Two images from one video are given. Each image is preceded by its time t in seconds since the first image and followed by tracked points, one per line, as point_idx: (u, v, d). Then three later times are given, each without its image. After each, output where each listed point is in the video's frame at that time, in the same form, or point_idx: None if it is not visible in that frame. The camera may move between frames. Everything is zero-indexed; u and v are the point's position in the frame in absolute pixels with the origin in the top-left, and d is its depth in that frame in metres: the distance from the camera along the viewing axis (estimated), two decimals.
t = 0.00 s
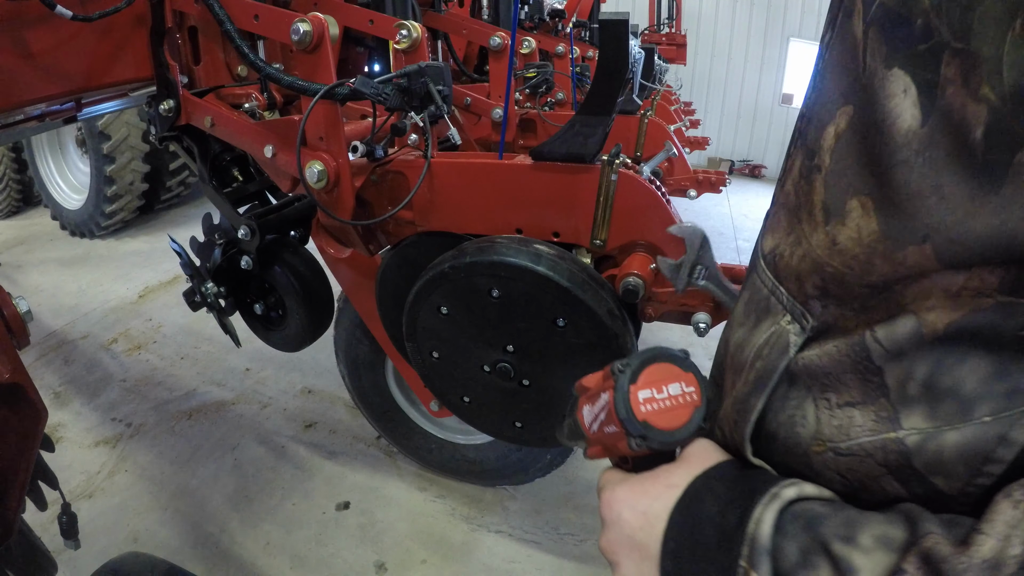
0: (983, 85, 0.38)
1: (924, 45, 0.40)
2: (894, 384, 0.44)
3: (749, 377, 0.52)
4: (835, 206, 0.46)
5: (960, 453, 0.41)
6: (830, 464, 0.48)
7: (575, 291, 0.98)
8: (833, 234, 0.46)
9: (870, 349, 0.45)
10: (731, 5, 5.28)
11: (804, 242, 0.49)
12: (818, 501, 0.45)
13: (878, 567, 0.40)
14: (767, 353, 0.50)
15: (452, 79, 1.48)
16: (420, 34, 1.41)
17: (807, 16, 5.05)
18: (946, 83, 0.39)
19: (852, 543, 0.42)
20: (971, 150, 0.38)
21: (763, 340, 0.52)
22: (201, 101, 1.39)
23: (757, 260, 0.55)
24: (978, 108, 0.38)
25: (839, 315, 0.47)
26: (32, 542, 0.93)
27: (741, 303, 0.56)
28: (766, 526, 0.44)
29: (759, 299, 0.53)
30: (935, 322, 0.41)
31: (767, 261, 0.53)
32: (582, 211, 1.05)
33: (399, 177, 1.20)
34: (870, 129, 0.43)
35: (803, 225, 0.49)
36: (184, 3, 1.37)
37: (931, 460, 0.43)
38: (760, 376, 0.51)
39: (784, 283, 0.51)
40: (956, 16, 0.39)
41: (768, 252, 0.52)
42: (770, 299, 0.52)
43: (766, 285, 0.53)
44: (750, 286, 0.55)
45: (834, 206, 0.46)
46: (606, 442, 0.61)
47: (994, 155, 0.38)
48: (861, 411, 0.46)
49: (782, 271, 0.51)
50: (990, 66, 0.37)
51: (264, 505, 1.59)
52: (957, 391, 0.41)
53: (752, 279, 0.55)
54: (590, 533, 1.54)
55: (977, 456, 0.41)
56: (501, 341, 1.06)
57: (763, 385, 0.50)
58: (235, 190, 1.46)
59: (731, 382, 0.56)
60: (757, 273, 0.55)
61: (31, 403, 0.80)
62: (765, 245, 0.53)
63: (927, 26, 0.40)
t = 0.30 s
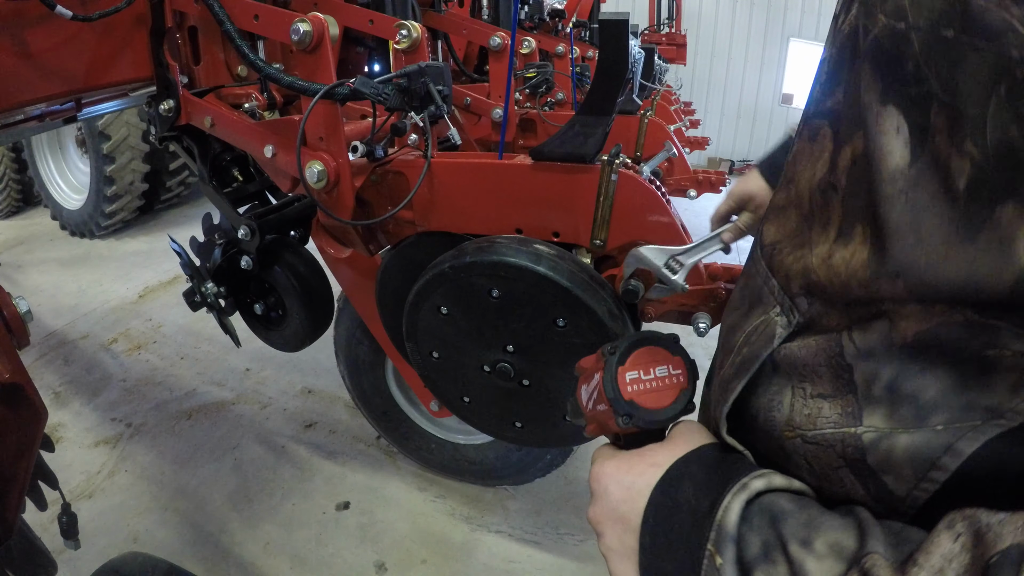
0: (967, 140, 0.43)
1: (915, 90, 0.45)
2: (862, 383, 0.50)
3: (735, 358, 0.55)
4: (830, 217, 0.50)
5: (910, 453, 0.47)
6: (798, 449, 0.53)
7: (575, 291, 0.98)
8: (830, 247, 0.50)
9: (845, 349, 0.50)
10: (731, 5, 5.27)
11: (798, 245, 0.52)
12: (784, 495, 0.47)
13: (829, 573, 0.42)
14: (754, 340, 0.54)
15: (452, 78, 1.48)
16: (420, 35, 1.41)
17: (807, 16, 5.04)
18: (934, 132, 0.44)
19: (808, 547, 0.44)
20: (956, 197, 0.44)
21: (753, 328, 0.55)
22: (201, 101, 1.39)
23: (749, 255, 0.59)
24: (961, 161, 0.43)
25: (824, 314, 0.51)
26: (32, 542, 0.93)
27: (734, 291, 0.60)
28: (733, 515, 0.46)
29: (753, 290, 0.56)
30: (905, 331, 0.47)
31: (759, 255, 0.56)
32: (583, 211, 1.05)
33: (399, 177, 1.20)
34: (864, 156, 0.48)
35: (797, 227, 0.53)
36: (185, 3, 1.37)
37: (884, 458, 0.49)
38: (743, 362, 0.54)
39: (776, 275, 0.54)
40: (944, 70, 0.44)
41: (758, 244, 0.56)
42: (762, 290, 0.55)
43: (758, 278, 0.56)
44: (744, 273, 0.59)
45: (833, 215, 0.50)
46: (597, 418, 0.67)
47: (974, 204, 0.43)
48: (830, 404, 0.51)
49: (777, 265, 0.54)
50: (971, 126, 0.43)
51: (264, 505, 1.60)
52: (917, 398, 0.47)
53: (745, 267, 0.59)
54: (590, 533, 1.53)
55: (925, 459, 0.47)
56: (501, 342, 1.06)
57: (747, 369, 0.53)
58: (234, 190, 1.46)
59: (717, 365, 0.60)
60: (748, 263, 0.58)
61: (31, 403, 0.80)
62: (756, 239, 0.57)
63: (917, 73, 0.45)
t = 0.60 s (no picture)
0: (1013, 198, 0.34)
1: (950, 131, 0.36)
2: (881, 424, 0.41)
3: (738, 392, 0.48)
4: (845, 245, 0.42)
5: (935, 500, 0.40)
6: (813, 489, 0.45)
7: (575, 291, 0.98)
8: (841, 285, 0.42)
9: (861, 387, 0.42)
10: (731, 5, 5.28)
11: (808, 275, 0.44)
12: (805, 528, 0.42)
13: None
14: (757, 374, 0.46)
15: (451, 79, 1.48)
16: (420, 35, 1.41)
17: (806, 16, 5.05)
18: (973, 182, 0.35)
19: None
20: (993, 261, 0.35)
21: (757, 360, 0.47)
22: (201, 101, 1.39)
23: (745, 272, 0.50)
24: (1002, 220, 0.34)
25: (834, 348, 0.43)
26: (32, 541, 0.93)
27: (733, 312, 0.51)
28: (751, 551, 0.42)
29: (753, 311, 0.48)
30: (932, 370, 0.38)
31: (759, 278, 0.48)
32: (582, 211, 1.05)
33: (399, 177, 1.20)
34: (887, 187, 0.39)
35: (804, 251, 0.44)
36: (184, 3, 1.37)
37: (907, 504, 0.41)
38: (748, 396, 0.47)
39: (779, 304, 0.46)
40: (991, 112, 0.34)
41: (758, 262, 0.48)
42: (764, 315, 0.47)
43: (762, 302, 0.47)
44: (745, 294, 0.50)
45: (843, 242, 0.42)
46: (601, 442, 0.58)
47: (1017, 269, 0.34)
48: (848, 443, 0.43)
49: (778, 291, 0.46)
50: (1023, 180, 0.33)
51: (264, 505, 1.60)
52: (941, 440, 0.39)
53: (746, 287, 0.50)
54: (590, 533, 1.54)
55: (950, 506, 0.40)
56: (501, 342, 1.06)
57: (753, 405, 0.46)
58: (235, 190, 1.46)
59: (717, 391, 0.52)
60: (748, 284, 0.49)
61: (33, 404, 0.80)
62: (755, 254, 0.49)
63: (956, 112, 0.35)
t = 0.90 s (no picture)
0: None
1: None
2: (983, 469, 0.38)
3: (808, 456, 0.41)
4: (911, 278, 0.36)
5: None
6: (917, 547, 0.40)
7: (574, 291, 0.98)
8: (926, 321, 0.36)
9: (959, 434, 0.37)
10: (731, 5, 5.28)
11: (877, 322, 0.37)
12: None
13: None
14: (831, 432, 0.40)
15: (451, 79, 1.48)
16: (420, 34, 1.41)
17: (807, 16, 5.05)
18: None
19: None
20: None
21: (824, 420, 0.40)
22: (201, 101, 1.39)
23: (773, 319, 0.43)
24: None
25: (920, 397, 0.37)
26: (32, 541, 0.93)
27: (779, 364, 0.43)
28: None
29: (807, 363, 0.41)
30: None
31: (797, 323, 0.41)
32: (582, 211, 1.05)
33: (399, 177, 1.20)
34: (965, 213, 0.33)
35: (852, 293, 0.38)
36: (184, 3, 1.37)
37: None
38: (824, 457, 0.40)
39: (844, 352, 0.39)
40: None
41: (799, 308, 0.41)
42: (826, 366, 0.40)
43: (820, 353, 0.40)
44: (790, 350, 0.42)
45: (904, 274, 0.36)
46: (646, 533, 0.48)
47: None
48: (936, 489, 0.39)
49: (842, 341, 0.39)
50: None
51: (264, 505, 1.59)
52: None
53: (788, 337, 0.42)
54: (590, 533, 1.54)
55: None
56: (501, 341, 1.06)
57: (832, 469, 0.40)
58: (235, 190, 1.46)
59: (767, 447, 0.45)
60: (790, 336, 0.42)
61: (33, 404, 0.79)
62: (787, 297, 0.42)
63: None
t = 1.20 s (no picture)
0: None
1: None
2: None
3: (932, 447, 0.47)
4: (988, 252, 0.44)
5: None
6: None
7: (575, 291, 0.98)
8: (1008, 286, 0.43)
9: None
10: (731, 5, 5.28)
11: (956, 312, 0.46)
12: None
13: None
14: (953, 421, 0.46)
15: (451, 79, 1.48)
16: (420, 34, 1.41)
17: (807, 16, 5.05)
18: None
19: None
20: None
21: (938, 410, 0.47)
22: (201, 101, 1.38)
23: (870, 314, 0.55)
24: None
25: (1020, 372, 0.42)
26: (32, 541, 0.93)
27: (889, 360, 0.51)
28: None
29: (916, 360, 0.49)
30: None
31: (892, 316, 0.52)
32: (582, 211, 1.05)
33: (399, 177, 1.20)
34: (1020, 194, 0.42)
35: (932, 281, 0.48)
36: (184, 3, 1.37)
37: None
38: (950, 448, 0.46)
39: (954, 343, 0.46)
40: None
41: (903, 312, 0.51)
42: (935, 360, 0.47)
43: (927, 344, 0.48)
44: (896, 348, 0.51)
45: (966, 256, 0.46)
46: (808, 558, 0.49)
47: None
48: None
49: (950, 327, 0.47)
50: None
51: (264, 505, 1.59)
52: None
53: (899, 336, 0.51)
54: (591, 533, 1.53)
55: None
56: (501, 341, 1.06)
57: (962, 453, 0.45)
58: (235, 190, 1.46)
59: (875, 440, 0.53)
60: (894, 331, 0.51)
61: (32, 403, 0.80)
62: (880, 297, 0.54)
63: None
